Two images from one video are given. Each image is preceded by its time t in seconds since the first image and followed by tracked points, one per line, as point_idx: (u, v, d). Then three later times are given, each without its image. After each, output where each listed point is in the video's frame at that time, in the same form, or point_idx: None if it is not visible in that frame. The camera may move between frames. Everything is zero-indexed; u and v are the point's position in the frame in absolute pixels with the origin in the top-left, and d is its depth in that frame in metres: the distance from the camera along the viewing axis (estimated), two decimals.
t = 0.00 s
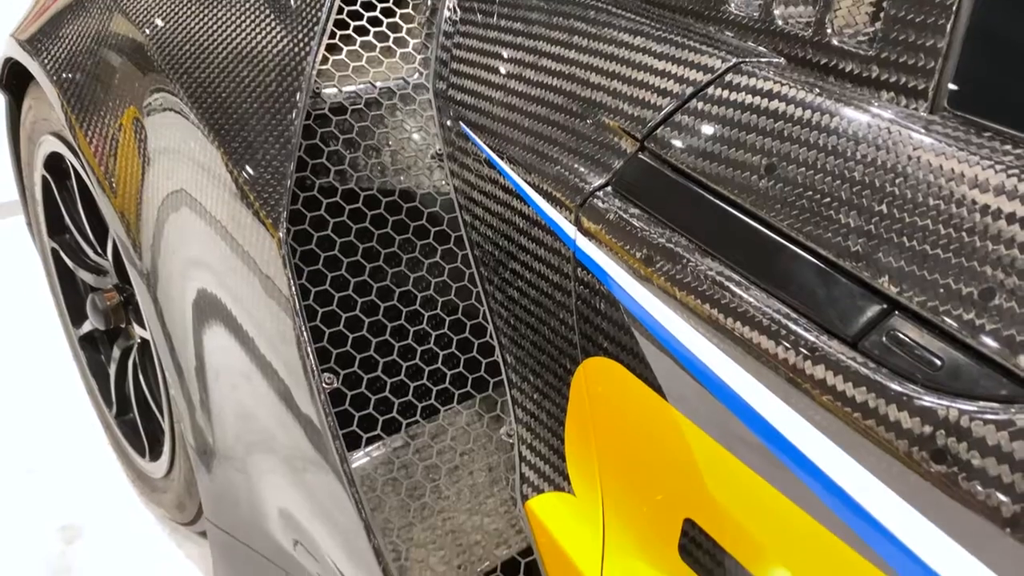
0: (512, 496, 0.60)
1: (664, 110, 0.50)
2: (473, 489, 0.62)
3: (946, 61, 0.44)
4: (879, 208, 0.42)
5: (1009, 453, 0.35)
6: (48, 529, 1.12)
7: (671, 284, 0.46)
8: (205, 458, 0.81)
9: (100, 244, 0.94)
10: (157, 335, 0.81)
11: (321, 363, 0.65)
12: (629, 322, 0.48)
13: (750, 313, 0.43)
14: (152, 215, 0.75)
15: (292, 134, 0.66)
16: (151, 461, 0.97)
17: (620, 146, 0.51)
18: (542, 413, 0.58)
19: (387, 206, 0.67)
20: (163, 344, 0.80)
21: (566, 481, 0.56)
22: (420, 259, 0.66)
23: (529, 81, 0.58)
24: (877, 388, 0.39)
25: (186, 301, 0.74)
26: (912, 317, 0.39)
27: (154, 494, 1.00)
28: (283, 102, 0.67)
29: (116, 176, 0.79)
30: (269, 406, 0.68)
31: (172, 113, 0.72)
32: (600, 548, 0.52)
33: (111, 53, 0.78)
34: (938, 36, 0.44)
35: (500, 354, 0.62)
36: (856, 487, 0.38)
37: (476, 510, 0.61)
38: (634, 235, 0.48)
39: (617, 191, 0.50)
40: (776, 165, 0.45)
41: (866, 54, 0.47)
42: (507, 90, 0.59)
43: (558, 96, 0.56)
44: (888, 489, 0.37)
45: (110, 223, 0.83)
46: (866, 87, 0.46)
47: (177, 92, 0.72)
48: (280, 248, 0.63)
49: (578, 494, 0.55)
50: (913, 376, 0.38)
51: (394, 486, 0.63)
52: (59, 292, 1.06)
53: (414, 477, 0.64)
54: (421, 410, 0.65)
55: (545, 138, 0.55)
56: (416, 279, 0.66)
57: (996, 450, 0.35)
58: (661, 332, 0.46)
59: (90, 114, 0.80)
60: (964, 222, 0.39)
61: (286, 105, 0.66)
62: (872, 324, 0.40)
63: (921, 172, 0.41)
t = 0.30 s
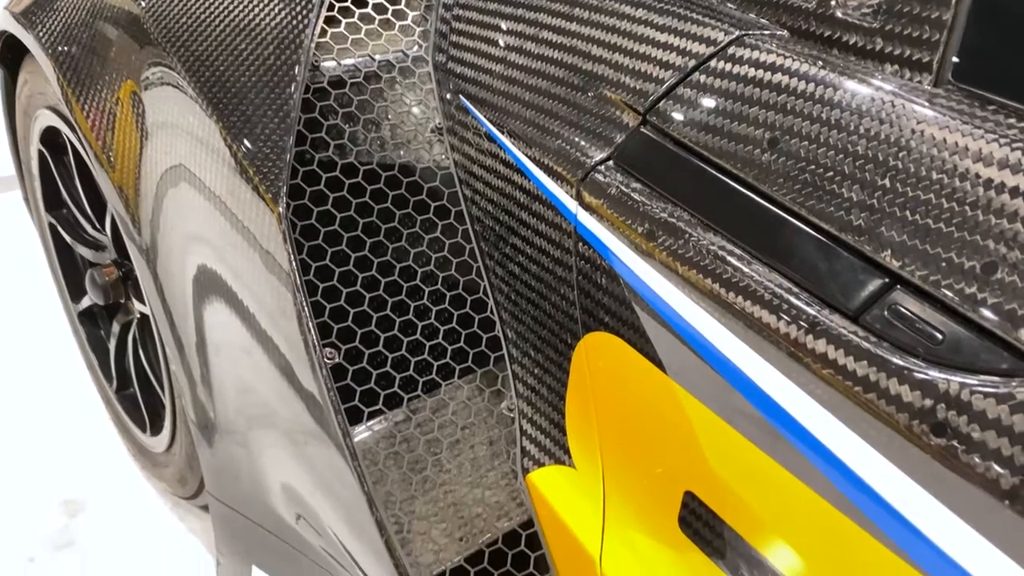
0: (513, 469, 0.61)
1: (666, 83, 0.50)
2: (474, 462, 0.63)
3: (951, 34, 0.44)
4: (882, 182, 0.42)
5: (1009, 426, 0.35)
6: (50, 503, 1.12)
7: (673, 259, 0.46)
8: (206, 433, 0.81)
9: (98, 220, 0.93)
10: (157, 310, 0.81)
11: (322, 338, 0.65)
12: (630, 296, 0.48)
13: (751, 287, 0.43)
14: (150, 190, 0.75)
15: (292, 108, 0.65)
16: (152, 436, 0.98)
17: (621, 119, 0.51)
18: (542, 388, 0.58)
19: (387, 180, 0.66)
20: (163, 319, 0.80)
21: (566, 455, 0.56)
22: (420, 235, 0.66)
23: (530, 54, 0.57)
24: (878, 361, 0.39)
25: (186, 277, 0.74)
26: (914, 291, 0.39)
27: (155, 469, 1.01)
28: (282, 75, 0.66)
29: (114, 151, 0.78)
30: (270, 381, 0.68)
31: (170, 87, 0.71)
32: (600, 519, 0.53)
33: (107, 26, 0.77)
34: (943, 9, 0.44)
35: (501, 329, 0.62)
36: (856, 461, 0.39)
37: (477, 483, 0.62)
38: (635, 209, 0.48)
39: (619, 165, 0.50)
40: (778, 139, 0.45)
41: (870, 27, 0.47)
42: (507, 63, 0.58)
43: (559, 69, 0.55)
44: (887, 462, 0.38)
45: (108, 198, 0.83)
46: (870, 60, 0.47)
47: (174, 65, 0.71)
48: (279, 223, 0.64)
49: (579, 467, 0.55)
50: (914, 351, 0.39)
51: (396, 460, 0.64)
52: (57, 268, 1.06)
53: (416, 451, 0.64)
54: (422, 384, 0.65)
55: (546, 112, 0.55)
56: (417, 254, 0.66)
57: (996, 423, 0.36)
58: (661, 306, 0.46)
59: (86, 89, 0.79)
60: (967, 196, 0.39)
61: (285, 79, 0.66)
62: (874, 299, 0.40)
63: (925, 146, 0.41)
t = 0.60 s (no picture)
0: (512, 444, 0.61)
1: (664, 57, 0.50)
2: (473, 437, 0.63)
3: (953, 8, 0.44)
4: (880, 156, 0.41)
5: (1004, 401, 0.36)
6: (52, 479, 1.13)
7: (670, 235, 0.46)
8: (205, 409, 0.81)
9: (94, 195, 0.93)
10: (154, 287, 0.81)
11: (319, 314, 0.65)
12: (627, 272, 0.48)
13: (749, 263, 0.43)
14: (146, 165, 0.75)
15: (287, 82, 0.64)
16: (151, 411, 0.98)
17: (619, 94, 0.51)
18: (539, 363, 0.59)
19: (384, 156, 0.66)
20: (160, 295, 0.80)
21: (564, 430, 0.57)
22: (417, 210, 0.66)
23: (528, 27, 0.57)
24: (874, 336, 0.39)
25: (183, 253, 0.74)
26: (912, 266, 0.39)
27: (154, 444, 1.01)
28: (276, 49, 0.65)
29: (108, 126, 0.77)
30: (267, 357, 0.68)
31: (164, 62, 0.70)
32: (598, 493, 0.53)
33: None
34: None
35: (498, 305, 0.62)
36: (852, 436, 0.38)
37: (475, 458, 0.63)
38: (633, 184, 0.48)
39: (616, 139, 0.50)
40: (777, 113, 0.45)
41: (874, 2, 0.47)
42: (504, 37, 0.58)
43: (557, 42, 0.55)
44: (883, 437, 0.38)
45: (103, 174, 0.82)
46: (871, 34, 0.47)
47: (167, 38, 0.70)
48: (275, 198, 0.62)
49: (577, 442, 0.56)
50: (912, 326, 0.39)
51: (394, 435, 0.64)
52: (52, 243, 1.06)
53: (413, 427, 0.64)
54: (419, 360, 0.66)
55: (543, 86, 0.54)
56: (414, 231, 0.66)
57: (992, 398, 0.36)
58: (659, 281, 0.46)
59: (80, 63, 0.78)
60: (966, 170, 0.39)
61: (280, 53, 0.65)
62: (871, 274, 0.40)
63: (924, 120, 0.41)
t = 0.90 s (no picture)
0: (513, 417, 0.62)
1: (665, 28, 0.49)
2: (472, 411, 0.64)
3: None
4: (880, 128, 0.41)
5: (1001, 371, 0.36)
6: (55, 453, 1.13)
7: (670, 208, 0.46)
8: (205, 383, 0.82)
9: (91, 169, 0.92)
10: (154, 261, 0.81)
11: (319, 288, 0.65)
12: (627, 245, 0.48)
13: (748, 235, 0.43)
14: (144, 140, 0.74)
15: (285, 56, 0.64)
16: (152, 386, 0.98)
17: (619, 66, 0.50)
18: (539, 337, 0.59)
19: (382, 129, 0.66)
20: (160, 270, 0.80)
21: (563, 402, 0.58)
22: (416, 184, 0.66)
23: None
24: (873, 308, 0.39)
25: (183, 228, 0.74)
26: (911, 238, 0.39)
27: (154, 418, 1.02)
28: (274, 22, 0.65)
29: (106, 101, 0.77)
30: (267, 331, 0.68)
31: (160, 35, 0.69)
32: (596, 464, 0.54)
33: None
34: None
35: (498, 279, 0.62)
36: (849, 406, 0.39)
37: (475, 430, 0.63)
38: (633, 157, 0.48)
39: (616, 112, 0.49)
40: (778, 85, 0.45)
41: None
42: (504, 8, 0.57)
43: (557, 14, 0.54)
44: (880, 407, 0.38)
45: (101, 149, 0.82)
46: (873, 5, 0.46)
47: (164, 10, 0.69)
48: (274, 171, 0.62)
49: (576, 414, 0.57)
50: (910, 297, 0.39)
51: (395, 408, 0.65)
52: (50, 217, 1.05)
53: (414, 400, 0.65)
54: (419, 334, 0.66)
55: (543, 59, 0.54)
56: (413, 204, 0.66)
57: (988, 368, 0.36)
58: (658, 255, 0.46)
59: (76, 36, 0.78)
60: (966, 142, 0.39)
61: (277, 26, 0.64)
62: (870, 246, 0.40)
63: (924, 92, 0.41)
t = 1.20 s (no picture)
0: (511, 390, 0.63)
1: None
2: (471, 384, 0.64)
3: None
4: (878, 99, 0.41)
5: (994, 340, 0.36)
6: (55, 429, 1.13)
7: (668, 179, 0.46)
8: (205, 358, 0.82)
9: (88, 143, 0.92)
10: (153, 237, 0.81)
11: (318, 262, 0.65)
12: (625, 218, 0.48)
13: (744, 207, 0.43)
14: (140, 114, 0.74)
15: (281, 28, 0.64)
16: (151, 360, 0.99)
17: (617, 38, 0.50)
18: (537, 310, 0.59)
19: (379, 102, 0.66)
20: (158, 245, 0.80)
21: (560, 374, 0.58)
22: (414, 157, 0.66)
23: None
24: (868, 278, 0.39)
25: (181, 203, 0.73)
26: (906, 209, 0.40)
27: (154, 393, 1.02)
28: None
29: (102, 75, 0.77)
30: (267, 306, 0.68)
31: (156, 9, 0.69)
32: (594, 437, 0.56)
33: None
34: None
35: (496, 254, 0.63)
36: (843, 376, 0.40)
37: (473, 403, 0.64)
38: (630, 129, 0.47)
39: (615, 84, 0.49)
40: (775, 56, 0.45)
41: None
42: None
43: None
44: (873, 377, 0.39)
45: (98, 124, 0.82)
46: None
47: None
48: (271, 144, 0.62)
49: (573, 387, 0.58)
50: (905, 268, 0.39)
51: (393, 381, 0.65)
52: (47, 193, 1.05)
53: (412, 372, 0.65)
54: (418, 308, 0.66)
55: (542, 31, 0.53)
56: (411, 177, 0.66)
57: (981, 337, 0.37)
58: (656, 229, 0.46)
59: (71, 10, 0.77)
60: (963, 113, 0.39)
61: None
62: (866, 217, 0.40)
63: (921, 62, 0.41)
